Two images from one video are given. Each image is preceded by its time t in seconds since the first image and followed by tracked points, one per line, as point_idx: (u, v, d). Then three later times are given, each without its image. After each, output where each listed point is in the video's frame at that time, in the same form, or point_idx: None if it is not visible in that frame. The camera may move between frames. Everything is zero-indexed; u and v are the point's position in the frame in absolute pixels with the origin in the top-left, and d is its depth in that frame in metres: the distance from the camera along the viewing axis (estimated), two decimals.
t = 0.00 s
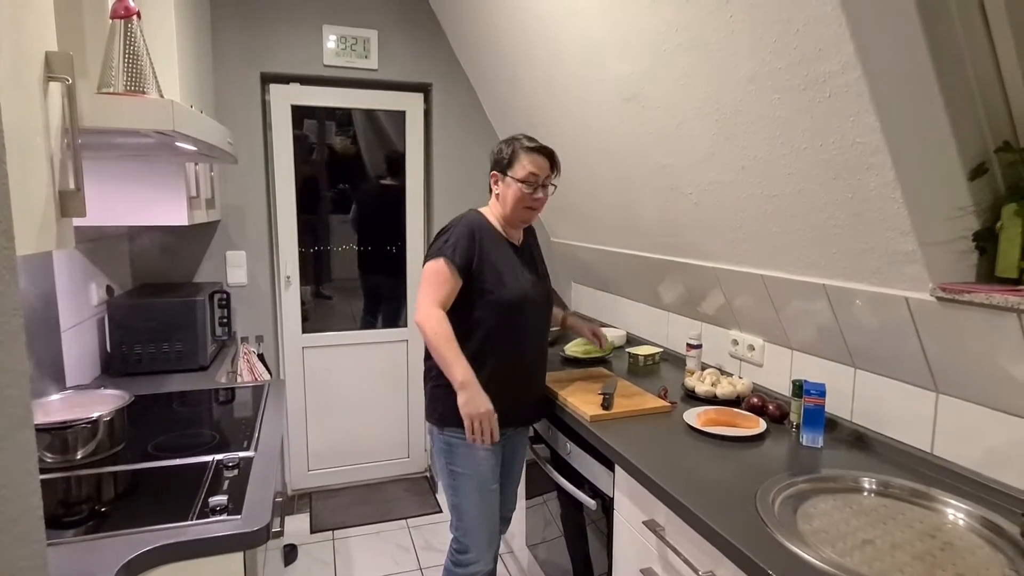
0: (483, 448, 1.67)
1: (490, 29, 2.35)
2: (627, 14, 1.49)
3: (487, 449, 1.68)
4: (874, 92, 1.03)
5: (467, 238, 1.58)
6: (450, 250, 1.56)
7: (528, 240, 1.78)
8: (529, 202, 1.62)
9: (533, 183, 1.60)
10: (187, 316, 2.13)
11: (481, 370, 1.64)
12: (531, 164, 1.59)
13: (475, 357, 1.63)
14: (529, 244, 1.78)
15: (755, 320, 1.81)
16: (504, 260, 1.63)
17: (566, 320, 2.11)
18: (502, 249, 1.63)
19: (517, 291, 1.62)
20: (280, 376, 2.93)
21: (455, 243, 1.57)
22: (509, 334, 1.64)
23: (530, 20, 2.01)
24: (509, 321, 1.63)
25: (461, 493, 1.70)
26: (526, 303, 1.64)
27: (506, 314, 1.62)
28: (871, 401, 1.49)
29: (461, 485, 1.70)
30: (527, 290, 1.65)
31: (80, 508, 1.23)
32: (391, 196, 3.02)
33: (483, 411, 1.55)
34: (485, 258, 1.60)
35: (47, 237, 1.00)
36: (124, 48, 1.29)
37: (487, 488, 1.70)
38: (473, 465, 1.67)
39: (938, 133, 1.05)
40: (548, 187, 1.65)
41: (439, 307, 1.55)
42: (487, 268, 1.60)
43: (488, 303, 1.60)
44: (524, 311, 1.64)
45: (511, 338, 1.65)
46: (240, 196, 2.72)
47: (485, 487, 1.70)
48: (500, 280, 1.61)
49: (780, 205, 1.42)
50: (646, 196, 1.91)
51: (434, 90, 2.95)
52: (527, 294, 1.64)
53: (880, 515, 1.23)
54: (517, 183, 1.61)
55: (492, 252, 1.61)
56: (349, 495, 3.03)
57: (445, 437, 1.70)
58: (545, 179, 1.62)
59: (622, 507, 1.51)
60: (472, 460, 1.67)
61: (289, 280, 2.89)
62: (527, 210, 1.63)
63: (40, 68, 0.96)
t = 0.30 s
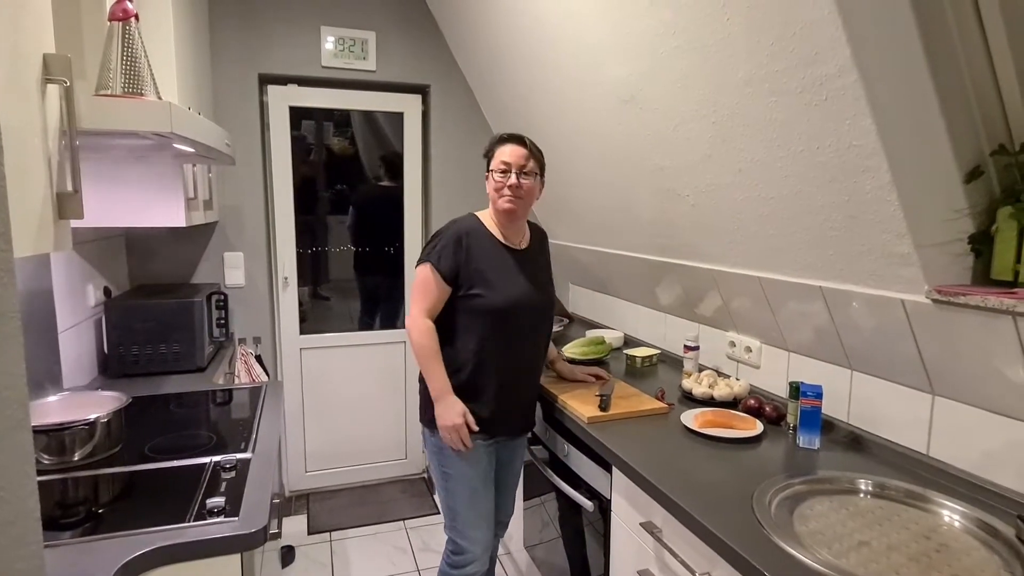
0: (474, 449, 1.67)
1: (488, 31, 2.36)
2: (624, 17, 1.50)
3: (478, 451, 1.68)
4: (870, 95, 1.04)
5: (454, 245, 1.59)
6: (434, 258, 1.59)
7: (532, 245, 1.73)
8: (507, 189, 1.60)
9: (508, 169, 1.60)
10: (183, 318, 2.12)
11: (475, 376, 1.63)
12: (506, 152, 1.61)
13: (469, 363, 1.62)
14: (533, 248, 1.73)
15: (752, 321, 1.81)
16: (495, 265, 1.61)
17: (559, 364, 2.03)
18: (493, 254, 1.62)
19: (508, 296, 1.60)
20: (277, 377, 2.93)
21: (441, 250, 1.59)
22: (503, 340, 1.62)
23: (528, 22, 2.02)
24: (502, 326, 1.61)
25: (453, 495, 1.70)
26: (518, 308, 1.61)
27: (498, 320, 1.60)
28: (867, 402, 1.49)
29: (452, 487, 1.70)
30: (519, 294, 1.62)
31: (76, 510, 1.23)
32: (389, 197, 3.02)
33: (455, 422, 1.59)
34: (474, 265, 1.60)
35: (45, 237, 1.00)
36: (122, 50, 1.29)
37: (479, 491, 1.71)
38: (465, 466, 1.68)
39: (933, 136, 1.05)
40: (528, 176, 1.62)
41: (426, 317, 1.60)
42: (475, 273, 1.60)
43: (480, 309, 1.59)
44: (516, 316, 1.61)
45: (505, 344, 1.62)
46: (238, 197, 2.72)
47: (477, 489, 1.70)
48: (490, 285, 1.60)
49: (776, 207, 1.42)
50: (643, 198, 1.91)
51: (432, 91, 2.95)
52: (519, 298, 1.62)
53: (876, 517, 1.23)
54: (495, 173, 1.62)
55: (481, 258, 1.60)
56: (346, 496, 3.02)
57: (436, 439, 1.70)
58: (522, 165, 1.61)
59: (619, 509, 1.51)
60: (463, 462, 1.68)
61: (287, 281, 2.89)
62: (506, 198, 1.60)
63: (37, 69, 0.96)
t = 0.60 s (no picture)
0: (462, 457, 1.63)
1: (488, 31, 2.36)
2: (624, 17, 1.50)
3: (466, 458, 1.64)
4: (870, 95, 1.04)
5: (437, 245, 1.58)
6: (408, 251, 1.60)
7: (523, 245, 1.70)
8: (493, 186, 1.58)
9: (492, 166, 1.59)
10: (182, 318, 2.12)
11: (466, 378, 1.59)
12: (488, 148, 1.60)
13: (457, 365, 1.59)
14: (525, 248, 1.70)
15: (752, 322, 1.81)
16: (481, 264, 1.59)
17: (562, 364, 2.02)
18: (479, 253, 1.59)
19: (495, 295, 1.57)
20: (276, 377, 2.93)
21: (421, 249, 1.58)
22: (492, 341, 1.58)
23: (528, 23, 2.02)
24: (492, 327, 1.57)
25: (438, 499, 1.67)
26: (507, 307, 1.58)
27: (486, 320, 1.57)
28: (866, 403, 1.49)
29: (439, 494, 1.67)
30: (507, 294, 1.59)
31: (75, 510, 1.23)
32: (388, 197, 3.02)
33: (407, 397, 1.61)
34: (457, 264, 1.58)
35: (44, 235, 1.00)
36: (121, 50, 1.29)
37: (466, 499, 1.68)
38: (451, 473, 1.64)
39: (933, 136, 1.05)
40: (513, 171, 1.60)
41: (386, 300, 1.63)
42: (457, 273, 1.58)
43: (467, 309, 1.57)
44: (505, 317, 1.58)
45: (495, 345, 1.59)
46: (237, 197, 2.72)
47: (462, 494, 1.67)
48: (475, 284, 1.58)
49: (776, 208, 1.42)
50: (643, 198, 1.91)
51: (431, 91, 2.95)
52: (508, 298, 1.58)
53: (875, 517, 1.23)
54: (479, 171, 1.60)
55: (466, 257, 1.59)
56: (345, 496, 3.02)
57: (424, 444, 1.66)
58: (506, 161, 1.59)
59: (619, 509, 1.51)
60: (450, 469, 1.64)
61: (286, 281, 2.89)
62: (493, 195, 1.58)
63: (36, 69, 0.96)
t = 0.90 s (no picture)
0: (444, 465, 1.59)
1: (488, 33, 2.36)
2: (624, 20, 1.50)
3: (449, 467, 1.60)
4: (870, 98, 1.04)
5: (414, 253, 1.56)
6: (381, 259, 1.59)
7: (511, 251, 1.66)
8: (476, 190, 1.55)
9: (475, 169, 1.56)
10: (181, 319, 2.12)
11: (450, 388, 1.56)
12: (471, 152, 1.57)
13: (440, 374, 1.57)
14: (512, 254, 1.65)
15: (752, 324, 1.81)
16: (461, 271, 1.56)
17: (563, 364, 2.01)
18: (460, 260, 1.56)
19: (475, 303, 1.54)
20: (276, 379, 2.93)
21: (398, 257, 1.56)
22: (474, 349, 1.55)
23: (528, 25, 2.02)
24: (473, 335, 1.54)
25: (421, 507, 1.64)
26: (488, 315, 1.54)
27: (467, 329, 1.54)
28: (866, 404, 1.49)
29: (422, 503, 1.62)
30: (488, 300, 1.55)
31: (75, 511, 1.23)
32: (388, 198, 3.02)
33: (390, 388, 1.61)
34: (435, 272, 1.56)
35: (46, 236, 1.00)
36: (122, 52, 1.29)
37: (450, 507, 1.64)
38: (433, 482, 1.59)
39: (933, 138, 1.05)
40: (498, 175, 1.58)
41: (353, 299, 1.63)
42: (436, 282, 1.56)
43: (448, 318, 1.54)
44: (487, 326, 1.54)
45: (478, 354, 1.55)
46: (237, 199, 2.73)
47: (446, 503, 1.63)
48: (454, 292, 1.55)
49: (776, 210, 1.43)
50: (643, 200, 1.92)
51: (432, 93, 2.96)
52: (489, 305, 1.55)
53: (875, 518, 1.23)
54: (462, 176, 1.58)
55: (444, 265, 1.56)
56: (344, 498, 3.02)
57: (406, 449, 1.63)
58: (490, 164, 1.57)
59: (619, 511, 1.51)
60: (433, 477, 1.60)
61: (286, 282, 2.89)
62: (476, 200, 1.55)
63: (39, 71, 0.97)
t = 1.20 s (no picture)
0: (441, 467, 1.60)
1: (491, 33, 2.37)
2: (628, 20, 1.50)
3: (445, 469, 1.60)
4: (874, 98, 1.04)
5: (404, 260, 1.56)
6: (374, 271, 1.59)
7: (506, 251, 1.65)
8: (466, 191, 1.55)
9: (464, 170, 1.56)
10: (184, 319, 2.12)
11: (446, 392, 1.57)
12: (459, 153, 1.57)
13: (435, 378, 1.57)
14: (506, 253, 1.65)
15: (755, 324, 1.81)
16: (452, 276, 1.55)
17: (566, 365, 2.01)
18: (451, 264, 1.56)
19: (468, 307, 1.54)
20: (278, 379, 2.93)
21: (390, 264, 1.57)
22: (469, 353, 1.55)
23: (531, 25, 2.02)
24: (468, 339, 1.54)
25: (418, 509, 1.64)
26: (482, 318, 1.54)
27: (461, 333, 1.54)
28: (869, 405, 1.49)
29: (420, 506, 1.62)
30: (481, 303, 1.55)
31: (79, 510, 1.23)
32: (390, 198, 3.03)
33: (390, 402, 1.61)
34: (426, 278, 1.56)
35: (53, 236, 1.01)
36: (127, 51, 1.30)
37: (448, 510, 1.64)
38: (430, 484, 1.60)
39: (937, 138, 1.05)
40: (487, 175, 1.58)
41: (351, 313, 1.64)
42: (427, 288, 1.56)
43: (442, 322, 1.54)
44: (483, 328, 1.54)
45: (473, 356, 1.55)
46: (239, 198, 2.73)
47: (445, 506, 1.63)
48: (446, 297, 1.55)
49: (779, 210, 1.43)
50: (646, 200, 1.92)
51: (434, 93, 2.96)
52: (483, 307, 1.55)
53: (878, 518, 1.23)
54: (451, 177, 1.58)
55: (436, 270, 1.56)
56: (347, 498, 3.02)
57: (403, 451, 1.64)
58: (479, 164, 1.57)
59: (622, 510, 1.51)
60: (430, 480, 1.60)
61: (288, 282, 2.89)
62: (467, 201, 1.55)
63: (44, 71, 0.97)
